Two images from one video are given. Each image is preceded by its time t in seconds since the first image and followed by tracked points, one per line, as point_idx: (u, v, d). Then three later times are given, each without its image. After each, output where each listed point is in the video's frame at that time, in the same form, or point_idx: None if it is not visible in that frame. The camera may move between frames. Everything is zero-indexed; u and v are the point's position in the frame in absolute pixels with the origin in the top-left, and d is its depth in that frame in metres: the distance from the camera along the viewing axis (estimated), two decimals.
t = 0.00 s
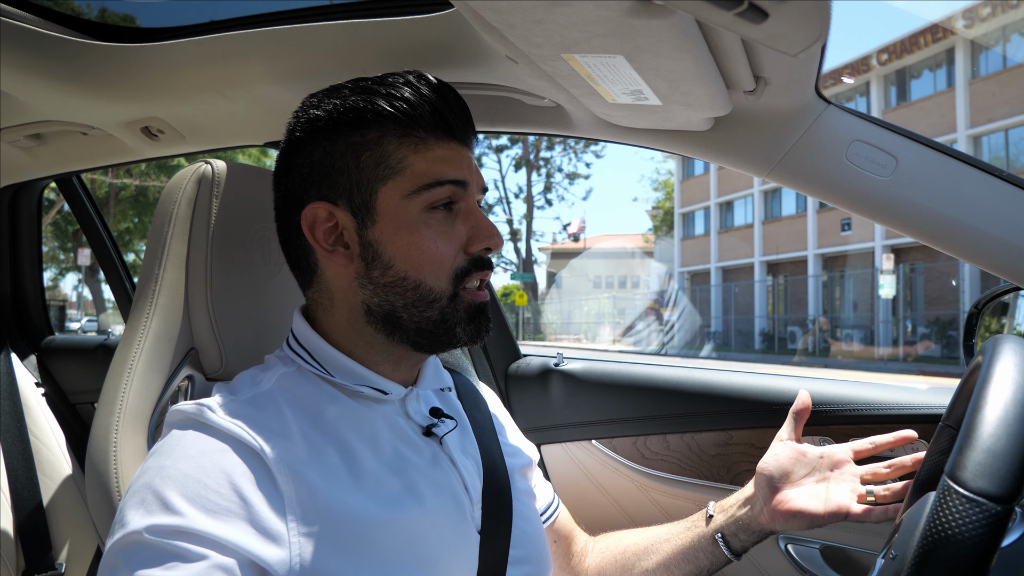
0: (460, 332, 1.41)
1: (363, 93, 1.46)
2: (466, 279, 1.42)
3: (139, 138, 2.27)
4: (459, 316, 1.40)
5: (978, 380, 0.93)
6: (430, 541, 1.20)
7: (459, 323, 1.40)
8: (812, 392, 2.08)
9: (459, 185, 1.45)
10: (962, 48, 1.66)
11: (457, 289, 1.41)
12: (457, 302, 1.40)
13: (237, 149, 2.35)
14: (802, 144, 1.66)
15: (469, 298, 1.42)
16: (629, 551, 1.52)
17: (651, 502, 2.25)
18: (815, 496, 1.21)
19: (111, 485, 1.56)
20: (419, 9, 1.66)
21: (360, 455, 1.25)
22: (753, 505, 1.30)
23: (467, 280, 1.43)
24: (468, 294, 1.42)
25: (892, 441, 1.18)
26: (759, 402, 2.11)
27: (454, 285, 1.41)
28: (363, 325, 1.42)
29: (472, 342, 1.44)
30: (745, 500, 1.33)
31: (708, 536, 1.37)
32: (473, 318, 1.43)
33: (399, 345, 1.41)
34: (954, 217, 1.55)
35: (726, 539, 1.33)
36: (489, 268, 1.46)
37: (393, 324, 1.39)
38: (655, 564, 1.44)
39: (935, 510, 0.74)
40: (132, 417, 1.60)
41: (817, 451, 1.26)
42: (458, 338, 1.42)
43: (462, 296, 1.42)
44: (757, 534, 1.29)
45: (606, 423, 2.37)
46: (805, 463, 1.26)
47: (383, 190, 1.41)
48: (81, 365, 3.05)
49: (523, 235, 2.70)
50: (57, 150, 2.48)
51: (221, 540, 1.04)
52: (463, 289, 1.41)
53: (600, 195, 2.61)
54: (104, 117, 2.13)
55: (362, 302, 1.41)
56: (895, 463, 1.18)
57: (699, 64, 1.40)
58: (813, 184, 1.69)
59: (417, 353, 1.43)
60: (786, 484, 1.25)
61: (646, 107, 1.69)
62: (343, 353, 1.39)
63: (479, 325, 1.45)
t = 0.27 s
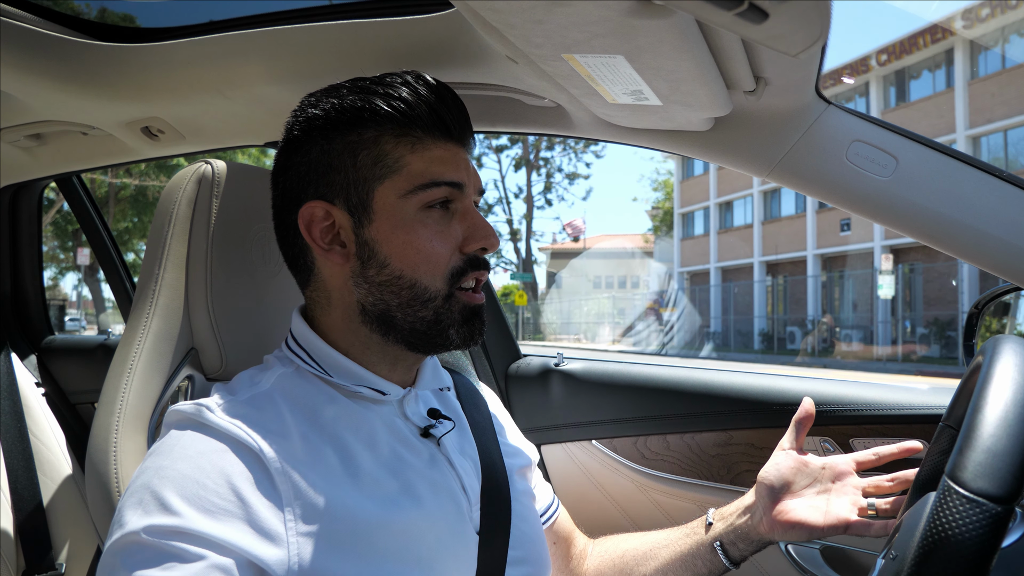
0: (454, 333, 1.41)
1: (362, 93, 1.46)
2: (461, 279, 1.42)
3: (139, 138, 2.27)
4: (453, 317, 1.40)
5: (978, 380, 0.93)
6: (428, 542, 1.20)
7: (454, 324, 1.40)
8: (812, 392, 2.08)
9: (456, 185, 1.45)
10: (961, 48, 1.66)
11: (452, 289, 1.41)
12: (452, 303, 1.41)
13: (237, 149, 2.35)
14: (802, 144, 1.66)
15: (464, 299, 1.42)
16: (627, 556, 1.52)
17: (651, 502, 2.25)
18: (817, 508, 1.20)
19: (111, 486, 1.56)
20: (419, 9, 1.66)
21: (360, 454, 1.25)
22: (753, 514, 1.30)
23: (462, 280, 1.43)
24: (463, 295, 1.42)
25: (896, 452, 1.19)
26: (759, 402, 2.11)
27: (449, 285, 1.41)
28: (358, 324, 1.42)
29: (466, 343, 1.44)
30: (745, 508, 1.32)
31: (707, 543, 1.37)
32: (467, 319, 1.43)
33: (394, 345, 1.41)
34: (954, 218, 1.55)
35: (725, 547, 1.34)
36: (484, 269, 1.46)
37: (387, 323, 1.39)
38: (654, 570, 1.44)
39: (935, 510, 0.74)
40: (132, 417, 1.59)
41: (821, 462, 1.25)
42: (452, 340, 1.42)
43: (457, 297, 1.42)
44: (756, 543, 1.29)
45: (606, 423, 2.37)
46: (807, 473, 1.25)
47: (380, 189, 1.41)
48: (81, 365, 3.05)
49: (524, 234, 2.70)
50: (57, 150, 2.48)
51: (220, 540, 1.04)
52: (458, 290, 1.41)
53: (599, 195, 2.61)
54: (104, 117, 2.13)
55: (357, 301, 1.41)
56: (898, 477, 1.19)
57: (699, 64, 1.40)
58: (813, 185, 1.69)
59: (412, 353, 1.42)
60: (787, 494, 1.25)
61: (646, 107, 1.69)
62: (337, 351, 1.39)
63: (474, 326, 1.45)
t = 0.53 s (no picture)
0: (443, 330, 1.41)
1: (351, 95, 1.47)
2: (450, 276, 1.42)
3: (139, 138, 2.27)
4: (442, 313, 1.40)
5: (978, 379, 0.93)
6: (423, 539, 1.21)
7: (442, 320, 1.40)
8: (812, 392, 2.08)
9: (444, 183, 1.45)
10: (961, 48, 1.65)
11: (441, 285, 1.41)
12: (441, 299, 1.40)
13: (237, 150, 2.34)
14: (801, 145, 1.66)
15: (453, 296, 1.42)
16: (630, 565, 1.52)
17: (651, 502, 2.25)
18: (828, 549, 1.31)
19: (111, 486, 1.55)
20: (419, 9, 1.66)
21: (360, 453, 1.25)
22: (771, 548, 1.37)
23: (451, 277, 1.43)
24: (451, 292, 1.42)
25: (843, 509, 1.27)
26: (759, 402, 2.11)
27: (439, 281, 1.40)
28: (350, 323, 1.42)
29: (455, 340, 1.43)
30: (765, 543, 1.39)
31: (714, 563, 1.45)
32: (456, 315, 1.43)
33: (385, 342, 1.41)
34: (953, 217, 1.55)
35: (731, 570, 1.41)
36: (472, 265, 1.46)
37: (377, 320, 1.39)
38: None
39: (935, 510, 0.74)
40: (132, 418, 1.59)
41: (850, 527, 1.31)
42: (442, 336, 1.42)
43: (446, 293, 1.42)
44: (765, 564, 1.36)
45: (606, 423, 2.37)
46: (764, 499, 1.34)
47: (369, 187, 1.41)
48: (82, 365, 3.05)
49: (524, 234, 2.73)
50: (57, 151, 2.47)
51: (214, 538, 1.04)
52: (447, 286, 1.41)
53: (599, 195, 2.62)
54: (104, 118, 2.13)
55: (347, 299, 1.41)
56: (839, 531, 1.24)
57: (699, 64, 1.40)
58: (811, 184, 1.69)
59: (402, 351, 1.43)
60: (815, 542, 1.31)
61: (646, 107, 1.69)
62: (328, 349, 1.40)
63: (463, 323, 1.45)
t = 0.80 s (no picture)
0: (442, 328, 1.41)
1: (348, 97, 1.47)
2: (450, 274, 1.42)
3: (139, 138, 2.27)
4: (442, 312, 1.40)
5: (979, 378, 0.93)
6: (433, 531, 1.21)
7: (442, 318, 1.40)
8: (812, 393, 2.08)
9: (442, 182, 1.44)
10: (961, 48, 1.65)
11: (440, 284, 1.40)
12: (440, 297, 1.40)
13: (237, 150, 2.34)
14: (802, 144, 1.66)
15: (453, 294, 1.42)
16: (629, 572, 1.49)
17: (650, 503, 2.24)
18: None
19: (111, 486, 1.55)
20: (419, 10, 1.66)
21: (363, 449, 1.25)
22: None
23: (451, 275, 1.42)
24: (451, 290, 1.42)
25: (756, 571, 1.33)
26: (759, 402, 2.11)
27: (439, 279, 1.40)
28: (350, 322, 1.42)
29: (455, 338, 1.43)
30: None
31: None
32: (456, 313, 1.42)
33: (386, 341, 1.41)
34: (954, 216, 1.55)
35: None
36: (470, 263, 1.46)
37: (377, 319, 1.39)
38: None
39: (935, 510, 0.74)
40: (132, 418, 1.58)
41: None
42: (442, 334, 1.42)
43: (446, 292, 1.41)
44: None
45: (606, 423, 2.37)
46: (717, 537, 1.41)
47: (366, 187, 1.41)
48: (82, 365, 3.05)
49: (524, 234, 2.72)
50: (57, 150, 2.48)
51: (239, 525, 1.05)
52: (446, 284, 1.41)
53: (599, 195, 2.62)
54: (104, 118, 2.13)
55: (347, 298, 1.41)
56: None
57: (699, 64, 1.40)
58: (812, 183, 1.69)
59: (405, 350, 1.44)
60: None
61: (646, 107, 1.69)
62: (329, 347, 1.40)
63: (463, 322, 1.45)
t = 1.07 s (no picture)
0: (436, 329, 1.40)
1: (347, 97, 1.47)
2: (445, 276, 1.41)
3: (139, 138, 2.27)
4: (436, 313, 1.39)
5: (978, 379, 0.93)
6: (431, 531, 1.20)
7: (437, 320, 1.40)
8: (812, 393, 2.08)
9: (438, 184, 1.44)
10: (961, 49, 1.65)
11: (436, 285, 1.40)
12: (435, 299, 1.40)
13: (237, 150, 2.34)
14: (802, 144, 1.66)
15: (449, 296, 1.41)
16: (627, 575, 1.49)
17: (651, 503, 2.24)
18: None
19: (110, 486, 1.55)
20: (420, 10, 1.66)
21: (361, 449, 1.25)
22: None
23: (447, 277, 1.42)
24: (447, 291, 1.41)
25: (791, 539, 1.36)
26: (759, 402, 2.11)
27: (434, 281, 1.40)
28: (345, 322, 1.42)
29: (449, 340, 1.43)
30: None
31: None
32: (450, 316, 1.42)
33: (380, 341, 1.41)
34: (954, 216, 1.55)
35: None
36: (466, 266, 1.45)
37: (372, 319, 1.39)
38: None
39: (935, 510, 0.74)
40: (132, 418, 1.58)
41: None
42: (436, 336, 1.41)
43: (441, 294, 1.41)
44: None
45: (605, 423, 2.37)
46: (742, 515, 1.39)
47: (364, 187, 1.41)
48: (82, 365, 3.05)
49: (524, 234, 2.74)
50: (57, 150, 2.48)
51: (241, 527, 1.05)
52: (442, 286, 1.40)
53: (599, 195, 2.62)
54: (104, 118, 2.13)
55: (342, 298, 1.41)
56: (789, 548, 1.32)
57: (699, 64, 1.40)
58: (811, 184, 1.69)
59: (399, 351, 1.43)
60: None
61: (646, 107, 1.69)
62: (324, 346, 1.40)
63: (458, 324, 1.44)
